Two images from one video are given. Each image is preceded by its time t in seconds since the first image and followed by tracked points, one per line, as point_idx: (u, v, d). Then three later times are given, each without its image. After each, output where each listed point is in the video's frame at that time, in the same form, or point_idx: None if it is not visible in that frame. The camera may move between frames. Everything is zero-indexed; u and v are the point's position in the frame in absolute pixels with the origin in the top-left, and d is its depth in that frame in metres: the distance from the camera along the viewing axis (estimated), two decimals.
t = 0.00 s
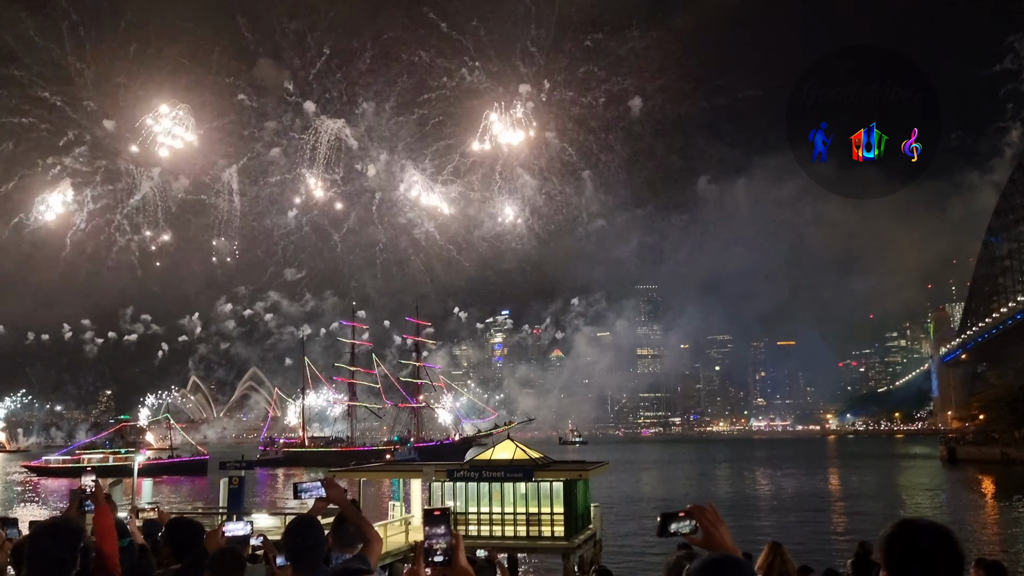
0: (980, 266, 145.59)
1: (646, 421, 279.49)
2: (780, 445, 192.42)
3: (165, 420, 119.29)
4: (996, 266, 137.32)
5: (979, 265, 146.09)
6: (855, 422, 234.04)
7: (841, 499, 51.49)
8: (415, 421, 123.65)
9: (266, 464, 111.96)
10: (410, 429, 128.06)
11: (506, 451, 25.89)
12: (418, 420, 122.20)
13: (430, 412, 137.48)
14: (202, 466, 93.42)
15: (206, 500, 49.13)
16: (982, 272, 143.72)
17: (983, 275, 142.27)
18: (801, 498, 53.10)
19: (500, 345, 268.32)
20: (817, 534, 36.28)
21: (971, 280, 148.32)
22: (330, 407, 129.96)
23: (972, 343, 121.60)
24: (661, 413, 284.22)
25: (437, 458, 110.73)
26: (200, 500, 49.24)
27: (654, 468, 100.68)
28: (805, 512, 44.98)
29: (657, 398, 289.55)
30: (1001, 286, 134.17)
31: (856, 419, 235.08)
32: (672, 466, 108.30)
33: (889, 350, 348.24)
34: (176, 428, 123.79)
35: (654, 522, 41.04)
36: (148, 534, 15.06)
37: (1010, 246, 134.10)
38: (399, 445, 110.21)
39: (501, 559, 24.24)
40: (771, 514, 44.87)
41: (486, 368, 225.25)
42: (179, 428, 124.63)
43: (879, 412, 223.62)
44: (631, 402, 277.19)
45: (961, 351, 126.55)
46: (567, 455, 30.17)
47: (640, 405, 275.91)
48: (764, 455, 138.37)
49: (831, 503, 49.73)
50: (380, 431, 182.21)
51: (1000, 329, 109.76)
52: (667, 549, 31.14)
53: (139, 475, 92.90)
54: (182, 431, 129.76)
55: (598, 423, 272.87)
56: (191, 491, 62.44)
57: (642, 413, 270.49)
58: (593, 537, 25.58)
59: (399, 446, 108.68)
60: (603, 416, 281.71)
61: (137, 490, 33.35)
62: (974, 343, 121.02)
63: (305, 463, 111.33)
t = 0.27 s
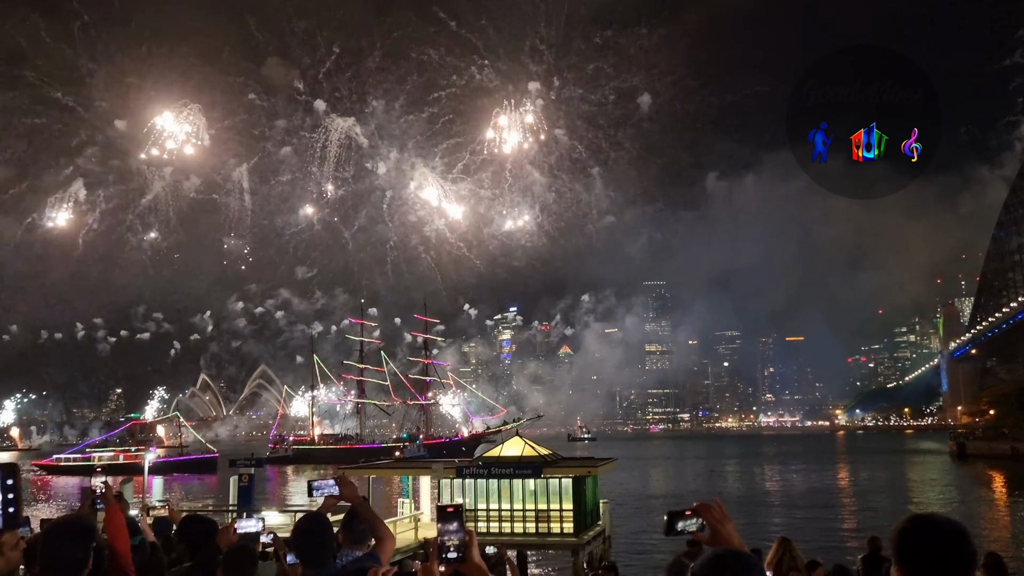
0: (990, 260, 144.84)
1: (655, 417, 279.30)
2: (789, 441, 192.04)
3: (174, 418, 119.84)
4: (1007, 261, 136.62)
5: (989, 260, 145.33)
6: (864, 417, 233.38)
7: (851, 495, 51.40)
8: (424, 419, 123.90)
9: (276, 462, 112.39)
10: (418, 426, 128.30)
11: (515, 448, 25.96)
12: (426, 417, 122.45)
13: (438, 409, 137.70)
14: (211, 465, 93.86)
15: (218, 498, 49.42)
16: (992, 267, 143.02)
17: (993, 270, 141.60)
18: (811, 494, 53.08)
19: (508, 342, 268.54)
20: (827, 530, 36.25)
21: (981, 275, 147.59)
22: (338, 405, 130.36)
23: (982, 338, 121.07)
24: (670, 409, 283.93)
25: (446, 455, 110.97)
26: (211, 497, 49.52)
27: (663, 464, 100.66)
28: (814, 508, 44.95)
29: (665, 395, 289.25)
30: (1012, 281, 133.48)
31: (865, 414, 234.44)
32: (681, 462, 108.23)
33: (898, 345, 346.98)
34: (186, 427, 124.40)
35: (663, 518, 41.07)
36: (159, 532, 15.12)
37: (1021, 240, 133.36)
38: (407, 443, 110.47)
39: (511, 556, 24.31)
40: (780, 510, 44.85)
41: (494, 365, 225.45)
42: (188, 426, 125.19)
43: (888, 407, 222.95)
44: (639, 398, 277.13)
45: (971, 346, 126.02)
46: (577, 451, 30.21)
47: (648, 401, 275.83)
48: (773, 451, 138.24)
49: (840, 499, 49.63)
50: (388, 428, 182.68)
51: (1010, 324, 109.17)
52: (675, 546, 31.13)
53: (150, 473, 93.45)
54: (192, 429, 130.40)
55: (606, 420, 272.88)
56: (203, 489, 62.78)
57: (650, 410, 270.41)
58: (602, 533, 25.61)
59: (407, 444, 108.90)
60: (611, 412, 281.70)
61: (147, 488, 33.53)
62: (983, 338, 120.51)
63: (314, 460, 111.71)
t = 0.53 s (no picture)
0: (998, 260, 144.25)
1: (661, 416, 278.95)
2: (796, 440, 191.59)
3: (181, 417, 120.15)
4: (1016, 260, 136.04)
5: (998, 260, 144.74)
6: (871, 417, 232.78)
7: (858, 495, 51.28)
8: (430, 417, 124.01)
9: (282, 460, 112.61)
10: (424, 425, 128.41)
11: (521, 446, 25.97)
12: (432, 416, 122.56)
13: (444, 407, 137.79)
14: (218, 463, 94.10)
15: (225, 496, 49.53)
16: (1000, 266, 142.47)
17: (1002, 269, 141.05)
18: (819, 493, 53.04)
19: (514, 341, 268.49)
20: (834, 530, 36.16)
21: (989, 274, 147.01)
22: (345, 403, 130.57)
23: (990, 338, 120.63)
24: (676, 408, 283.49)
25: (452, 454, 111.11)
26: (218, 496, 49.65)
27: (669, 464, 100.56)
28: (822, 508, 44.86)
29: (671, 394, 288.84)
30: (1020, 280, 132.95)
31: (872, 414, 233.80)
32: (687, 461, 108.16)
33: (906, 345, 345.91)
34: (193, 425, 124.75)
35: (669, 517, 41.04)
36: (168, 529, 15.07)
37: None
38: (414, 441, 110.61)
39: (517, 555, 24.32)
40: (787, 510, 44.81)
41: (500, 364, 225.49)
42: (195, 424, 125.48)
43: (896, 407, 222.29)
44: (645, 397, 276.85)
45: (979, 345, 125.57)
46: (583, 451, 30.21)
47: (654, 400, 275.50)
48: (780, 451, 138.05)
49: (847, 499, 49.45)
50: (394, 427, 182.89)
51: (1019, 324, 108.58)
52: (681, 545, 31.10)
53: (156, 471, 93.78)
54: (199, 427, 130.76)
55: (612, 419, 272.71)
56: (210, 487, 62.97)
57: (657, 408, 270.11)
58: (608, 532, 25.60)
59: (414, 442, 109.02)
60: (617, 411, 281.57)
61: (155, 485, 33.62)
62: (992, 338, 120.07)
63: (320, 459, 111.90)
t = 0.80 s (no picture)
0: (1004, 260, 144.03)
1: (665, 415, 278.86)
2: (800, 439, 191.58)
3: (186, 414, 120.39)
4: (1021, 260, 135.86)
5: (1003, 260, 144.52)
6: (875, 417, 232.58)
7: (862, 495, 51.24)
8: (435, 416, 124.15)
9: (287, 458, 112.80)
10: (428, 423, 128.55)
11: (525, 445, 25.98)
12: (436, 414, 122.66)
13: (448, 406, 137.92)
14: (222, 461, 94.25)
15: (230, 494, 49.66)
16: (1006, 266, 142.28)
17: (1007, 269, 140.89)
18: (823, 493, 53.07)
19: (519, 339, 268.57)
20: (838, 530, 36.16)
21: (995, 274, 146.80)
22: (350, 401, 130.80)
23: (994, 338, 120.53)
24: (680, 407, 283.32)
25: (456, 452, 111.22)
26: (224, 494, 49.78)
27: (673, 463, 100.61)
28: (826, 507, 44.89)
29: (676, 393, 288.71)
30: None
31: (876, 414, 233.58)
32: (691, 460, 108.35)
33: (911, 345, 345.45)
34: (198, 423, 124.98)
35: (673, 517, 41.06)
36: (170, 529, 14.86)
37: None
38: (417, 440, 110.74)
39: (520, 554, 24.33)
40: (791, 509, 44.82)
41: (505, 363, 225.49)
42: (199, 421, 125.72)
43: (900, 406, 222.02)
44: (649, 396, 276.81)
45: (984, 345, 125.44)
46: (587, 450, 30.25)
47: (659, 398, 275.46)
48: (784, 450, 138.03)
49: (851, 499, 49.35)
50: (398, 425, 183.08)
51: None
52: (684, 545, 31.08)
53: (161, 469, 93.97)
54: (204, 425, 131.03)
55: (616, 418, 272.76)
56: (217, 485, 63.21)
57: (661, 407, 270.10)
58: (611, 531, 25.62)
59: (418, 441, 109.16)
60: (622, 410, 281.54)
61: (160, 483, 33.66)
62: (996, 338, 119.96)
63: (325, 457, 112.06)
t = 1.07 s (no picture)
0: (1007, 261, 143.76)
1: (667, 416, 278.55)
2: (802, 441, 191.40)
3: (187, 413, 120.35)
4: None
5: (1007, 260, 144.24)
6: (878, 418, 232.35)
7: (864, 497, 51.21)
8: (437, 415, 124.17)
9: (289, 458, 112.86)
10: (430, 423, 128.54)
11: (527, 445, 25.99)
12: (438, 414, 122.70)
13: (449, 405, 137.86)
14: (224, 460, 94.26)
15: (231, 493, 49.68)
16: (1009, 267, 142.21)
17: (1010, 271, 140.82)
18: (823, 494, 53.03)
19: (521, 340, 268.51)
20: (838, 531, 36.20)
21: (997, 276, 146.65)
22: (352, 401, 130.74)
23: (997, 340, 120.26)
24: (682, 408, 282.99)
25: (458, 452, 111.21)
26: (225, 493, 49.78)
27: (675, 464, 100.60)
28: (827, 508, 44.88)
29: (678, 393, 288.48)
30: None
31: (878, 415, 233.35)
32: (693, 461, 108.36)
33: (912, 347, 345.00)
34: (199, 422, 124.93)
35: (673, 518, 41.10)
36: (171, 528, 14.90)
37: None
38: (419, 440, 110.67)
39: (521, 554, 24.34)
40: (792, 510, 44.84)
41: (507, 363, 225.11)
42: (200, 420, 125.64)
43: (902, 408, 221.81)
44: (652, 397, 276.65)
45: (986, 347, 125.32)
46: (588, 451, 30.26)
47: (661, 399, 275.27)
48: (786, 452, 138.09)
49: (853, 501, 49.30)
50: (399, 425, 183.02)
51: None
52: (686, 546, 31.07)
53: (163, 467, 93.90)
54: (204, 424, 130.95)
55: (618, 419, 272.60)
56: (219, 484, 63.03)
57: (663, 408, 269.88)
58: (613, 532, 25.60)
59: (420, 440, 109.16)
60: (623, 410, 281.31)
61: (162, 482, 33.59)
62: (999, 339, 119.76)
63: (327, 456, 112.06)
